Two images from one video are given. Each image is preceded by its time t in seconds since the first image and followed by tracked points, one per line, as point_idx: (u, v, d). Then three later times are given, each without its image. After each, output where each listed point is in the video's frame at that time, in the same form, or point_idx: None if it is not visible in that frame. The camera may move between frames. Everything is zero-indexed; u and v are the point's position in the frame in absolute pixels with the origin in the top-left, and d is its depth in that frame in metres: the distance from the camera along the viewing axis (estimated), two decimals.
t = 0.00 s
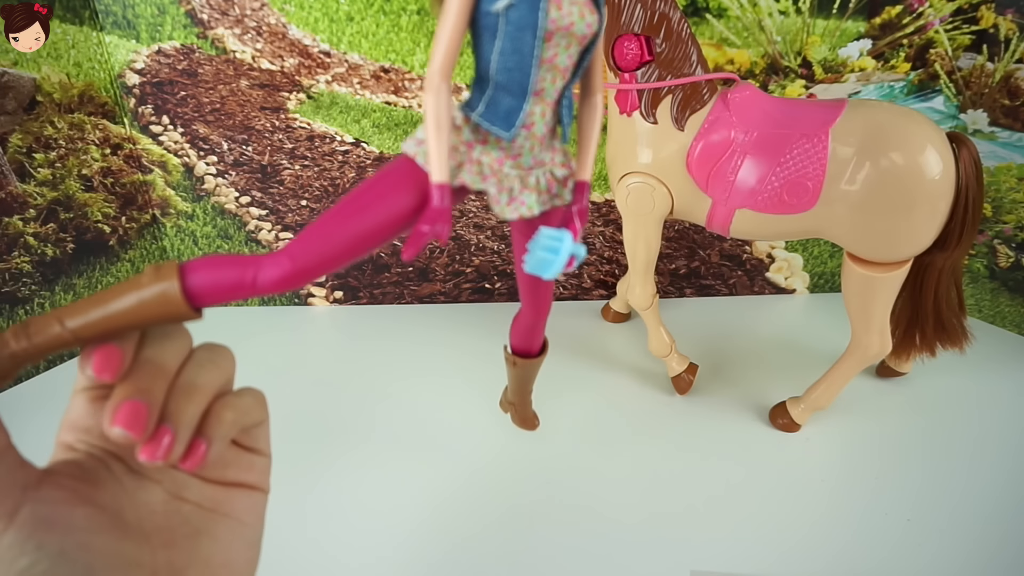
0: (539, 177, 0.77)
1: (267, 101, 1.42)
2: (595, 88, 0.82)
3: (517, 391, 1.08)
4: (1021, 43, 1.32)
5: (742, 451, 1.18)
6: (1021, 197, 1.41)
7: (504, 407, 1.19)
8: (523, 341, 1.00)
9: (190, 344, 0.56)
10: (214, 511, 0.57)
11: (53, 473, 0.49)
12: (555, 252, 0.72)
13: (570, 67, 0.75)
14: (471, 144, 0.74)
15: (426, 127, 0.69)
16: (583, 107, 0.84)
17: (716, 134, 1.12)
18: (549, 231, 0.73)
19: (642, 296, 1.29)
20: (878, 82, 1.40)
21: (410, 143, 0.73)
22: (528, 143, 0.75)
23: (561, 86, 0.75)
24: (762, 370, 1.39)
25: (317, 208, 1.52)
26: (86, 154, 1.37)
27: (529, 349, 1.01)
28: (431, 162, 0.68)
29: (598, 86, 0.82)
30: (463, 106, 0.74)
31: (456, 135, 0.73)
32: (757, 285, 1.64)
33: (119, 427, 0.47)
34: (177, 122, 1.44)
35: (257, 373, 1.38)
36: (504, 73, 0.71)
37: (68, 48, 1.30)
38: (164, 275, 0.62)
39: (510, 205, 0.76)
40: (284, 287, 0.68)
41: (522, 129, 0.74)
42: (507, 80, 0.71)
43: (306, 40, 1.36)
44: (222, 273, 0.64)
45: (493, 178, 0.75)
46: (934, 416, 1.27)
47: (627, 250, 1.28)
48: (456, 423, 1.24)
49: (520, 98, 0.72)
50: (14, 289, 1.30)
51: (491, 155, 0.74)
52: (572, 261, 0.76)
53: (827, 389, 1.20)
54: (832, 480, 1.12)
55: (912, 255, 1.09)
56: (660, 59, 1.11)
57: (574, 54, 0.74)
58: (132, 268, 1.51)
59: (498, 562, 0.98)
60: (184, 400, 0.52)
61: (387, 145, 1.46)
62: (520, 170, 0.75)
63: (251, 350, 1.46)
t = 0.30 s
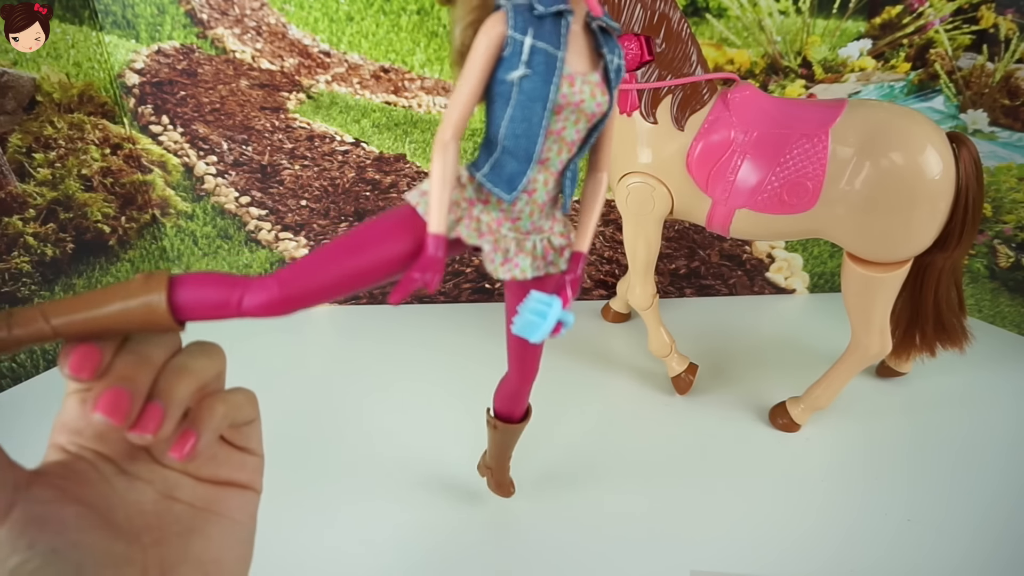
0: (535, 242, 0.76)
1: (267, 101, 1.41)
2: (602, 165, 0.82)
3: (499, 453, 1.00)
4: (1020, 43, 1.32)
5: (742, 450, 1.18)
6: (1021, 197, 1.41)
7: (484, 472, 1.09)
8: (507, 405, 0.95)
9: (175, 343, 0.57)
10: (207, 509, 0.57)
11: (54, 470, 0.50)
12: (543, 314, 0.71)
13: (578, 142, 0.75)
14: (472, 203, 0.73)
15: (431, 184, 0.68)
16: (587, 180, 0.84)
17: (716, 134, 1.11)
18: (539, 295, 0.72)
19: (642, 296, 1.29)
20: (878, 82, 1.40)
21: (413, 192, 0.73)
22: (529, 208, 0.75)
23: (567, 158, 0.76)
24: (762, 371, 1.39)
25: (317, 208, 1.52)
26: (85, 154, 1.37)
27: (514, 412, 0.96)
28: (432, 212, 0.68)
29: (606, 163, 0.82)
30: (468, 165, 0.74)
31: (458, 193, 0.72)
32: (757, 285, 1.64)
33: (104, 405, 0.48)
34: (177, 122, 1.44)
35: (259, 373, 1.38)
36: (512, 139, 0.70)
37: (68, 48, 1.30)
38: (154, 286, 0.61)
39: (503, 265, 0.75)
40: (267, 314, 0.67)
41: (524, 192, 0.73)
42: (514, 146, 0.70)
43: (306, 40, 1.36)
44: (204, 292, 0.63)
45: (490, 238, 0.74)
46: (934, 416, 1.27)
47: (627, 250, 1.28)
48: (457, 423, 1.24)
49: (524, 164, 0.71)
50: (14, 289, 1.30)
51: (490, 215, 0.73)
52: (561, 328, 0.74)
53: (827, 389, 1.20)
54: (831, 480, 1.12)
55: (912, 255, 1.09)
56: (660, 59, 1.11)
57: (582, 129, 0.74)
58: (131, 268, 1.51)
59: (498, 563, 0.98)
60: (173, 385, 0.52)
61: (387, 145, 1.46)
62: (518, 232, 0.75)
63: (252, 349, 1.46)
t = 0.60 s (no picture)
0: (557, 175, 0.76)
1: (267, 101, 1.41)
2: (625, 80, 0.80)
3: (603, 390, 1.12)
4: (1021, 42, 1.31)
5: (742, 451, 1.18)
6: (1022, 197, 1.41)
7: (594, 406, 1.22)
8: (596, 339, 1.05)
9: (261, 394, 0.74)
10: (239, 532, 0.72)
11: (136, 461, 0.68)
12: (571, 247, 0.77)
13: (577, 60, 0.74)
14: (480, 144, 0.75)
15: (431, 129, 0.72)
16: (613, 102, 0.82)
17: (716, 134, 1.11)
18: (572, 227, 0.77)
19: (642, 296, 1.29)
20: (878, 82, 1.40)
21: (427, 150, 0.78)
22: (538, 138, 0.75)
23: (571, 81, 0.75)
24: (762, 371, 1.39)
25: (317, 208, 1.52)
26: (85, 154, 1.37)
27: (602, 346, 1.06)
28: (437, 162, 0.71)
29: (629, 77, 0.80)
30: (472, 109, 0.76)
31: (464, 137, 0.75)
32: (757, 286, 1.63)
33: (195, 415, 0.65)
34: (177, 122, 1.44)
35: (260, 373, 1.38)
36: (503, 71, 0.72)
37: (67, 47, 1.30)
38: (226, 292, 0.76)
39: (527, 202, 0.75)
40: (318, 294, 0.78)
41: (529, 125, 0.74)
42: (506, 79, 0.73)
43: (306, 39, 1.36)
44: (269, 281, 0.76)
45: (506, 174, 0.75)
46: (934, 416, 1.26)
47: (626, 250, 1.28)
48: (456, 423, 1.24)
49: (521, 94, 0.73)
50: (14, 289, 1.30)
51: (502, 152, 0.75)
52: (593, 258, 0.79)
53: (828, 390, 1.20)
54: (831, 481, 1.12)
55: (913, 255, 1.09)
56: (660, 59, 1.11)
57: (578, 46, 0.73)
58: (131, 268, 1.51)
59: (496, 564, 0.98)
60: (245, 411, 0.69)
61: (387, 145, 1.46)
62: (536, 165, 0.75)
63: (252, 349, 1.46)
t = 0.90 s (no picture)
0: (523, 126, 0.82)
1: (267, 101, 1.41)
2: (599, 28, 0.83)
3: (579, 350, 1.20)
4: (1021, 43, 1.32)
5: (742, 450, 1.18)
6: (1022, 197, 1.41)
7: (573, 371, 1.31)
8: (570, 298, 1.12)
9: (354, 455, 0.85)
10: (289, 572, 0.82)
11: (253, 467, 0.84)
12: (531, 203, 0.78)
13: (540, 5, 0.80)
14: (441, 96, 0.82)
15: (389, 84, 0.79)
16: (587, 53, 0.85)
17: (715, 134, 1.11)
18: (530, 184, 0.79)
19: (642, 296, 1.29)
20: (878, 82, 1.40)
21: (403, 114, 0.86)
22: (501, 87, 0.81)
23: (533, 27, 0.81)
24: (762, 371, 1.39)
25: (317, 208, 1.51)
26: (85, 154, 1.37)
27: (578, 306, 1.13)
28: (391, 115, 0.79)
29: (601, 24, 0.83)
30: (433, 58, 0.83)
31: (427, 90, 0.82)
32: (757, 285, 1.63)
33: (336, 415, 0.81)
34: (177, 122, 1.44)
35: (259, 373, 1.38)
36: (462, 17, 0.79)
37: (67, 47, 1.30)
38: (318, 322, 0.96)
39: (491, 154, 0.81)
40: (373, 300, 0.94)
41: (491, 73, 0.81)
42: (466, 26, 0.80)
43: (306, 39, 1.36)
44: (335, 303, 0.95)
45: (468, 125, 0.81)
46: (934, 416, 1.27)
47: (627, 250, 1.28)
48: (455, 422, 1.24)
49: (481, 42, 0.80)
50: (14, 289, 1.30)
51: (463, 104, 0.81)
52: (554, 216, 0.80)
53: (828, 390, 1.20)
54: (831, 480, 1.12)
55: (913, 255, 1.09)
56: (660, 59, 1.11)
57: None
58: (131, 268, 1.51)
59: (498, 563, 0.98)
60: (348, 451, 0.82)
61: (387, 145, 1.45)
62: (501, 117, 0.81)
63: (253, 349, 1.46)
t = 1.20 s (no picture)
0: (474, 115, 0.72)
1: (266, 101, 1.41)
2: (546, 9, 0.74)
3: (538, 370, 1.01)
4: (1021, 42, 1.32)
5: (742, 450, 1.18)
6: (1022, 197, 1.41)
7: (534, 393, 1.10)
8: (528, 317, 0.95)
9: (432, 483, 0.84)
10: None
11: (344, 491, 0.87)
12: (488, 196, 0.72)
13: None
14: (380, 81, 0.73)
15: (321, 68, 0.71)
16: (537, 37, 0.75)
17: (716, 134, 1.11)
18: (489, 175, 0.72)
19: (642, 296, 1.28)
20: (878, 82, 1.40)
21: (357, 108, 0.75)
22: (446, 69, 0.72)
23: None
24: (762, 371, 1.39)
25: (316, 208, 1.51)
26: (85, 154, 1.37)
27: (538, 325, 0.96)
28: (324, 100, 0.70)
29: (549, 4, 0.73)
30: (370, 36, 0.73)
31: (364, 75, 0.73)
32: (757, 285, 1.64)
33: (438, 430, 0.83)
34: (177, 122, 1.44)
35: (258, 373, 1.38)
36: None
37: (67, 47, 1.30)
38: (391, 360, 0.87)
39: (440, 147, 0.71)
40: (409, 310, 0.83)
41: (434, 52, 0.72)
42: None
43: (306, 39, 1.36)
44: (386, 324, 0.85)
45: (412, 113, 0.71)
46: (935, 416, 1.27)
47: (627, 250, 1.28)
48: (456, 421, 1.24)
49: (423, 16, 0.70)
50: (14, 289, 1.30)
51: (405, 90, 0.72)
52: (515, 209, 0.73)
53: (828, 390, 1.20)
54: (831, 480, 1.12)
55: (913, 255, 1.09)
56: (660, 59, 1.11)
57: None
58: (131, 268, 1.51)
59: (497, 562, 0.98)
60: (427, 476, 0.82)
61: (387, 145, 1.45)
62: (447, 104, 0.72)
63: (253, 349, 1.46)
